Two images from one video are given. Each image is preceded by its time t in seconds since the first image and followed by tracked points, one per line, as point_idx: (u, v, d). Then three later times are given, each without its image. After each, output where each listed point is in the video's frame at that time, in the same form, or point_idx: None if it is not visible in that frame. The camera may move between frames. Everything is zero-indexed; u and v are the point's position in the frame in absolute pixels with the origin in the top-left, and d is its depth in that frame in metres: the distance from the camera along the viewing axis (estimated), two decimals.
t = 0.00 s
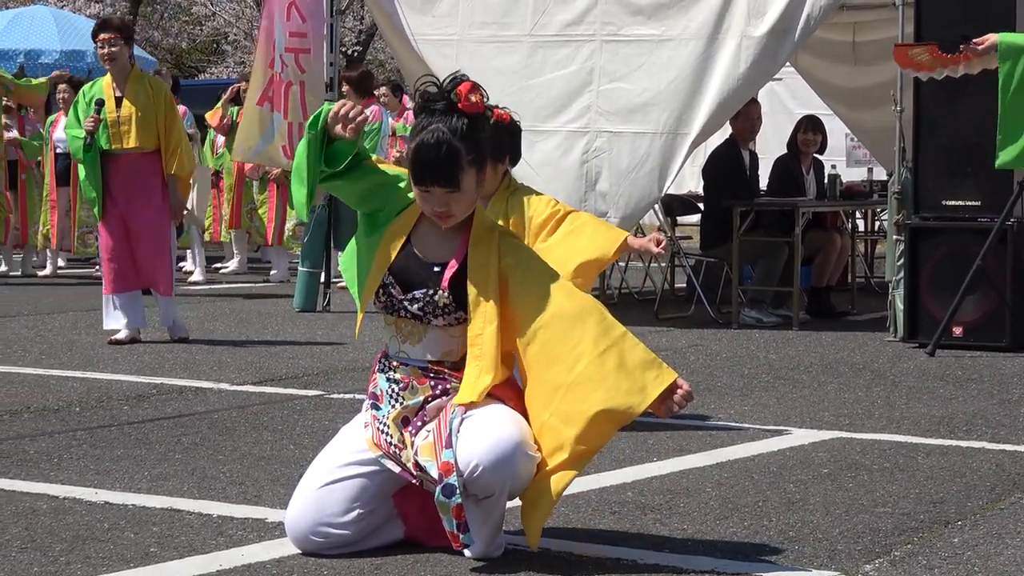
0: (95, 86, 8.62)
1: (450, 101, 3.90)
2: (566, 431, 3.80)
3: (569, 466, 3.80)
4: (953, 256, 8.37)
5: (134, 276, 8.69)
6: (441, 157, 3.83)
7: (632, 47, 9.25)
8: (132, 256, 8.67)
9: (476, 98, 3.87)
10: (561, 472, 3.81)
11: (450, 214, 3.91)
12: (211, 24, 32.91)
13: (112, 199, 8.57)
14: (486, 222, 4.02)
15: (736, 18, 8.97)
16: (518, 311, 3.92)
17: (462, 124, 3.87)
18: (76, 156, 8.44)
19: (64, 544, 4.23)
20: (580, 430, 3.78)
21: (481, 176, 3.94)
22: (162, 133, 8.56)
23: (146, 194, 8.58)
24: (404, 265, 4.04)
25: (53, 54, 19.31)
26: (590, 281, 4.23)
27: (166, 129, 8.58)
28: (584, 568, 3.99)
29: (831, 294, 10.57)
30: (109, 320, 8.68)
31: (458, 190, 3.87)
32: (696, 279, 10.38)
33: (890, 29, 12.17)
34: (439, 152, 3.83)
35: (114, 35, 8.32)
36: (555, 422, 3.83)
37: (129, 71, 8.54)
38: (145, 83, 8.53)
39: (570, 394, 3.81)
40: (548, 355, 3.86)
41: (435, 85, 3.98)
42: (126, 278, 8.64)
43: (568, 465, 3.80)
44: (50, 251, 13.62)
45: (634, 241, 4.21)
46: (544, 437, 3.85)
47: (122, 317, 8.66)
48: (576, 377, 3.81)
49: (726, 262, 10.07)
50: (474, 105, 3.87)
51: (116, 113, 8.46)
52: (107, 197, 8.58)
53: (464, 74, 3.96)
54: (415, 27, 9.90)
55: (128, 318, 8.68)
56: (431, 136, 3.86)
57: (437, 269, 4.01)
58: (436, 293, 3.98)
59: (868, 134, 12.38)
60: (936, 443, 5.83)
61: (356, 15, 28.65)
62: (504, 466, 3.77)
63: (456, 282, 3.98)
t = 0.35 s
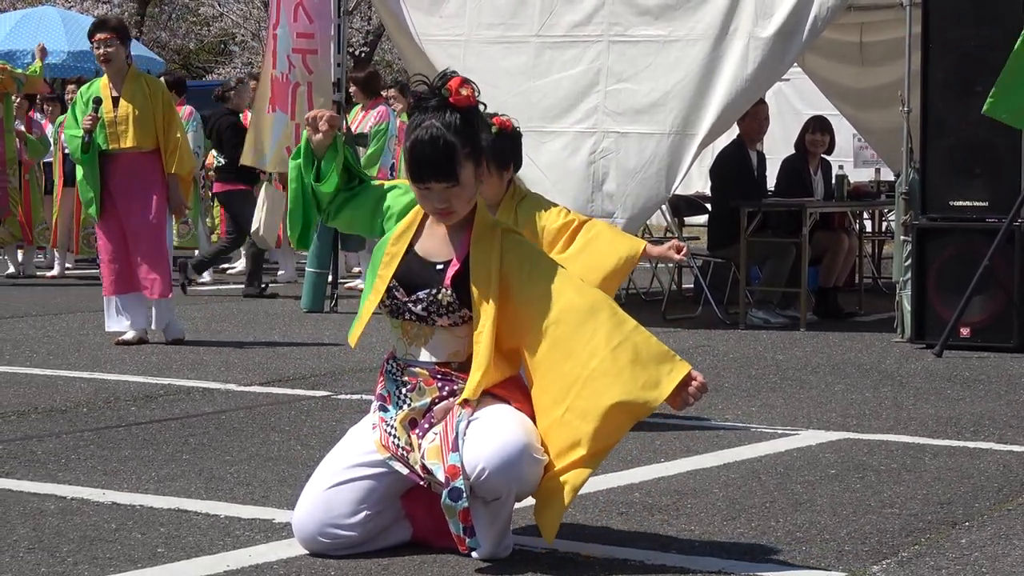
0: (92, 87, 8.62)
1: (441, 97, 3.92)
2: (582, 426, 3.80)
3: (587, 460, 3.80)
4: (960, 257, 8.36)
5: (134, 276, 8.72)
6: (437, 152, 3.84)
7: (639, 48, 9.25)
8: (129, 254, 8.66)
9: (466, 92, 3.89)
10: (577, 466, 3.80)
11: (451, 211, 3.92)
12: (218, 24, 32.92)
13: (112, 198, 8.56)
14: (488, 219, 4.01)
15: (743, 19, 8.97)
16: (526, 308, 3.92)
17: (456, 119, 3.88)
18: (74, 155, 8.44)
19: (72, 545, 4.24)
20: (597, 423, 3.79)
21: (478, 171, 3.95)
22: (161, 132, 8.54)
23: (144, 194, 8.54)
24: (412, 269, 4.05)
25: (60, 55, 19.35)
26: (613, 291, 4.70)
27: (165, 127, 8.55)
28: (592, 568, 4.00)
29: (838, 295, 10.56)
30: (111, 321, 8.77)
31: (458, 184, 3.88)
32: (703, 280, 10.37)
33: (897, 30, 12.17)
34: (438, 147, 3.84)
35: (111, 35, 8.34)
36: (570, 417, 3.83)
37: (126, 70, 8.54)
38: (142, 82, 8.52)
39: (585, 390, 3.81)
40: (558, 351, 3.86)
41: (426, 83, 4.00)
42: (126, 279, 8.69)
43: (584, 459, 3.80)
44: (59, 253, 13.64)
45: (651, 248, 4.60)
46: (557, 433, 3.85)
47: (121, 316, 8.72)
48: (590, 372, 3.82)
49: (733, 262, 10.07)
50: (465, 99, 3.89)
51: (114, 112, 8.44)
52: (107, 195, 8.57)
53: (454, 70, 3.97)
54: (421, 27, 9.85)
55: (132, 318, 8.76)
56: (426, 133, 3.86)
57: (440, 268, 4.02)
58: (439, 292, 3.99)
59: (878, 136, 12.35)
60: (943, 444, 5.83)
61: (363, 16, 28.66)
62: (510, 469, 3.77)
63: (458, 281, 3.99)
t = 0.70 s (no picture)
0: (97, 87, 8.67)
1: (429, 97, 3.90)
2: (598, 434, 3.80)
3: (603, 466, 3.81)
4: (967, 258, 8.36)
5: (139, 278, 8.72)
6: (424, 152, 3.82)
7: (645, 48, 9.25)
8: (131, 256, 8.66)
9: (455, 92, 3.87)
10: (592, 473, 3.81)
11: (440, 212, 3.90)
12: (224, 25, 32.94)
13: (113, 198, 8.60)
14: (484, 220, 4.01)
15: (750, 20, 8.98)
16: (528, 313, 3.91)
17: (444, 120, 3.87)
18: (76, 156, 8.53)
19: (78, 546, 4.25)
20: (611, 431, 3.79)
21: (467, 170, 3.93)
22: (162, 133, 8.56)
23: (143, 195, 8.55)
24: (413, 275, 4.04)
25: (67, 56, 19.38)
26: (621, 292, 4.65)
27: (166, 128, 8.59)
28: (601, 569, 4.00)
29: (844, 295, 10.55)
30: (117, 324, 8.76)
31: (445, 186, 3.87)
32: (710, 281, 10.36)
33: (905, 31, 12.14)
34: (424, 148, 3.82)
35: (115, 35, 8.35)
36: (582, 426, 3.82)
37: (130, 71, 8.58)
38: (144, 83, 8.57)
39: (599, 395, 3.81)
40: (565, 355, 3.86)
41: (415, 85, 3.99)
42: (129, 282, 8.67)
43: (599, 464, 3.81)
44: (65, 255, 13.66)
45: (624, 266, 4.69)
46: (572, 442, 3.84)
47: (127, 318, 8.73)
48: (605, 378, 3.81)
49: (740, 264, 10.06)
50: (453, 99, 3.87)
51: (116, 113, 8.50)
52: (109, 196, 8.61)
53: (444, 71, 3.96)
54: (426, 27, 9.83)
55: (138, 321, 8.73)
56: (413, 133, 3.85)
57: (441, 272, 4.01)
58: (441, 296, 3.99)
59: (882, 137, 12.30)
60: (949, 445, 5.82)
61: (369, 17, 28.67)
62: (512, 468, 3.78)
63: (460, 286, 3.99)
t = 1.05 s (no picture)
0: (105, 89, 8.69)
1: (385, 130, 3.87)
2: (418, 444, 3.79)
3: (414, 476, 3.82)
4: (972, 258, 8.35)
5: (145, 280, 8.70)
6: (376, 185, 3.76)
7: (649, 49, 9.25)
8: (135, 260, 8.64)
9: (410, 126, 3.85)
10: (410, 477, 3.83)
11: (396, 245, 3.83)
12: (229, 26, 32.92)
13: (122, 201, 8.62)
14: (442, 230, 3.93)
15: (754, 21, 8.98)
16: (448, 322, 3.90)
17: (398, 153, 3.82)
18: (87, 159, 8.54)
19: (83, 547, 4.25)
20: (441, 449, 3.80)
21: (424, 204, 3.85)
22: (174, 136, 8.58)
23: (154, 199, 8.59)
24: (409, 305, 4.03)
25: (71, 56, 19.40)
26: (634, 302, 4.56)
27: (178, 128, 8.59)
28: (606, 570, 4.00)
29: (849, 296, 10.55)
30: (124, 325, 8.76)
31: (401, 220, 3.80)
32: (715, 281, 10.36)
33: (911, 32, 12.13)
34: (377, 182, 3.77)
35: (129, 39, 8.41)
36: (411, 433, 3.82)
37: (140, 75, 8.62)
38: (155, 85, 8.58)
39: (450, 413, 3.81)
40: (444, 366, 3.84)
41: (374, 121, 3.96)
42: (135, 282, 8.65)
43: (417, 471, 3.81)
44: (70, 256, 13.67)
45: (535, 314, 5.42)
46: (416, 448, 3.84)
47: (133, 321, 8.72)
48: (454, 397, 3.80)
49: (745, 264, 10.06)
50: (408, 132, 3.84)
51: (126, 116, 8.53)
52: (116, 200, 8.63)
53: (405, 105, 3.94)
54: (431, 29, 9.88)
55: (143, 322, 8.72)
56: (368, 167, 3.81)
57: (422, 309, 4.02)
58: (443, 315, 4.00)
59: (888, 138, 12.34)
60: (953, 445, 5.82)
61: (374, 18, 28.69)
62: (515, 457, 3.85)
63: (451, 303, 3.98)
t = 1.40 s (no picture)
0: (117, 89, 8.67)
1: (358, 147, 3.86)
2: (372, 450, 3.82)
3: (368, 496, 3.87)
4: (973, 259, 8.35)
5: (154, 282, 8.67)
6: (353, 204, 3.75)
7: (651, 50, 9.24)
8: (145, 261, 8.64)
9: (381, 141, 3.83)
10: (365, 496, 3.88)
11: (380, 258, 3.83)
12: (231, 27, 32.90)
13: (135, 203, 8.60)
14: (427, 234, 3.92)
15: (756, 22, 8.98)
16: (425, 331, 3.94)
17: (371, 169, 3.80)
18: (104, 160, 8.49)
19: (83, 548, 4.25)
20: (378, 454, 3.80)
21: (403, 218, 3.84)
22: (188, 137, 8.63)
23: (170, 202, 8.62)
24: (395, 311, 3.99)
25: (73, 57, 19.41)
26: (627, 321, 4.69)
27: (192, 130, 8.66)
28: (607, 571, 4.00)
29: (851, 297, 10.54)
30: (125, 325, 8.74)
31: (381, 236, 3.79)
32: (716, 282, 10.36)
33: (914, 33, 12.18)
34: (353, 199, 3.76)
35: (148, 40, 8.43)
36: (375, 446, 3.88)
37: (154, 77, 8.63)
38: (170, 85, 8.61)
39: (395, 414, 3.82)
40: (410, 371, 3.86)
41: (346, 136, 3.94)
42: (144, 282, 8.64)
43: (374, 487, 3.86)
44: (70, 256, 13.67)
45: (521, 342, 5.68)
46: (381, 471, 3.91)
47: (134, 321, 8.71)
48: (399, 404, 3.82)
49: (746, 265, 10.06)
50: (380, 148, 3.82)
51: (142, 117, 8.53)
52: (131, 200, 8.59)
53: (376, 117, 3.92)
54: (432, 29, 9.85)
55: (144, 322, 8.73)
56: (343, 185, 3.79)
57: (413, 310, 3.97)
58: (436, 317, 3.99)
59: (891, 139, 12.27)
60: (955, 447, 5.81)
61: (375, 19, 28.69)
62: (504, 458, 3.85)
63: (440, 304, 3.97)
